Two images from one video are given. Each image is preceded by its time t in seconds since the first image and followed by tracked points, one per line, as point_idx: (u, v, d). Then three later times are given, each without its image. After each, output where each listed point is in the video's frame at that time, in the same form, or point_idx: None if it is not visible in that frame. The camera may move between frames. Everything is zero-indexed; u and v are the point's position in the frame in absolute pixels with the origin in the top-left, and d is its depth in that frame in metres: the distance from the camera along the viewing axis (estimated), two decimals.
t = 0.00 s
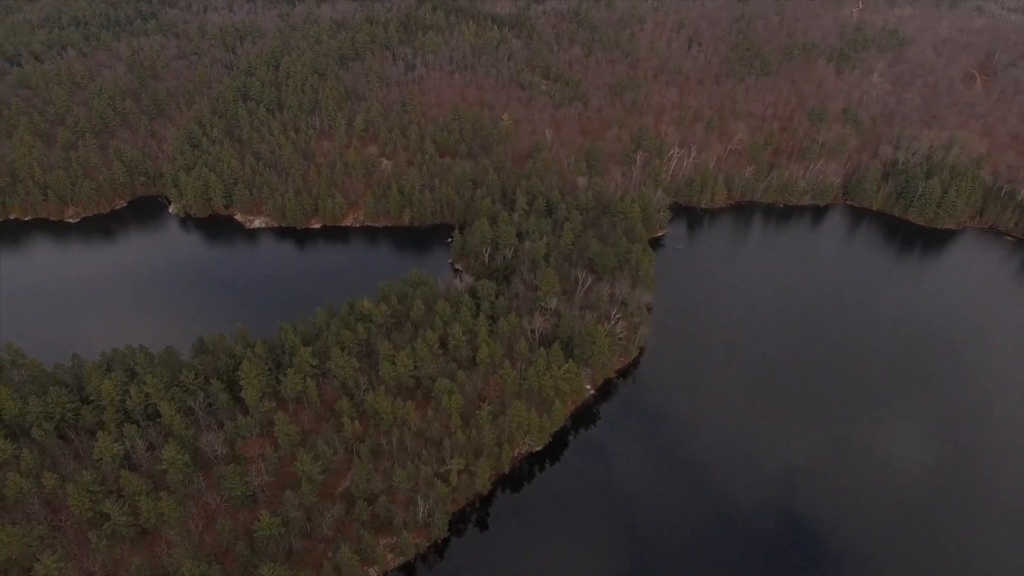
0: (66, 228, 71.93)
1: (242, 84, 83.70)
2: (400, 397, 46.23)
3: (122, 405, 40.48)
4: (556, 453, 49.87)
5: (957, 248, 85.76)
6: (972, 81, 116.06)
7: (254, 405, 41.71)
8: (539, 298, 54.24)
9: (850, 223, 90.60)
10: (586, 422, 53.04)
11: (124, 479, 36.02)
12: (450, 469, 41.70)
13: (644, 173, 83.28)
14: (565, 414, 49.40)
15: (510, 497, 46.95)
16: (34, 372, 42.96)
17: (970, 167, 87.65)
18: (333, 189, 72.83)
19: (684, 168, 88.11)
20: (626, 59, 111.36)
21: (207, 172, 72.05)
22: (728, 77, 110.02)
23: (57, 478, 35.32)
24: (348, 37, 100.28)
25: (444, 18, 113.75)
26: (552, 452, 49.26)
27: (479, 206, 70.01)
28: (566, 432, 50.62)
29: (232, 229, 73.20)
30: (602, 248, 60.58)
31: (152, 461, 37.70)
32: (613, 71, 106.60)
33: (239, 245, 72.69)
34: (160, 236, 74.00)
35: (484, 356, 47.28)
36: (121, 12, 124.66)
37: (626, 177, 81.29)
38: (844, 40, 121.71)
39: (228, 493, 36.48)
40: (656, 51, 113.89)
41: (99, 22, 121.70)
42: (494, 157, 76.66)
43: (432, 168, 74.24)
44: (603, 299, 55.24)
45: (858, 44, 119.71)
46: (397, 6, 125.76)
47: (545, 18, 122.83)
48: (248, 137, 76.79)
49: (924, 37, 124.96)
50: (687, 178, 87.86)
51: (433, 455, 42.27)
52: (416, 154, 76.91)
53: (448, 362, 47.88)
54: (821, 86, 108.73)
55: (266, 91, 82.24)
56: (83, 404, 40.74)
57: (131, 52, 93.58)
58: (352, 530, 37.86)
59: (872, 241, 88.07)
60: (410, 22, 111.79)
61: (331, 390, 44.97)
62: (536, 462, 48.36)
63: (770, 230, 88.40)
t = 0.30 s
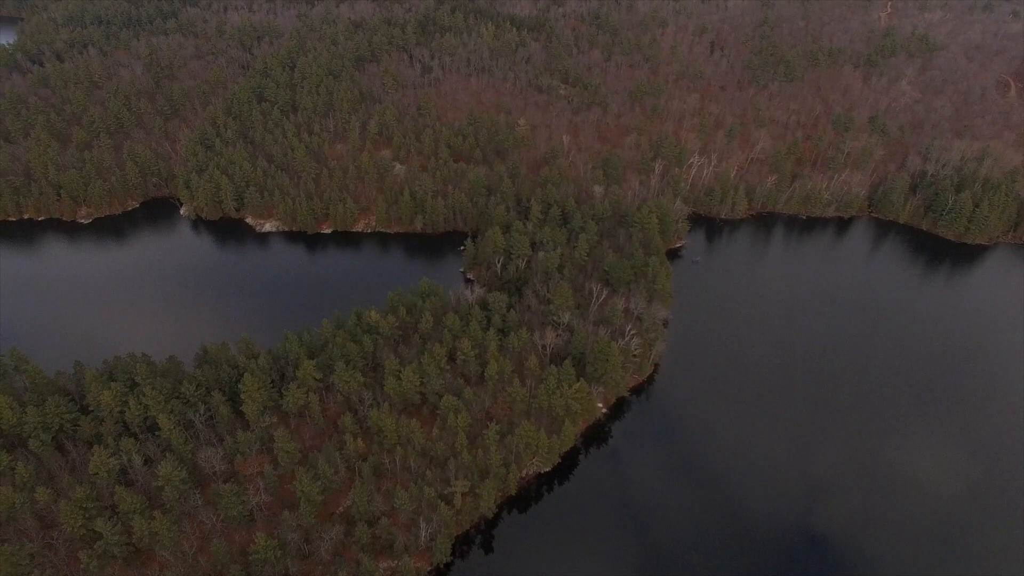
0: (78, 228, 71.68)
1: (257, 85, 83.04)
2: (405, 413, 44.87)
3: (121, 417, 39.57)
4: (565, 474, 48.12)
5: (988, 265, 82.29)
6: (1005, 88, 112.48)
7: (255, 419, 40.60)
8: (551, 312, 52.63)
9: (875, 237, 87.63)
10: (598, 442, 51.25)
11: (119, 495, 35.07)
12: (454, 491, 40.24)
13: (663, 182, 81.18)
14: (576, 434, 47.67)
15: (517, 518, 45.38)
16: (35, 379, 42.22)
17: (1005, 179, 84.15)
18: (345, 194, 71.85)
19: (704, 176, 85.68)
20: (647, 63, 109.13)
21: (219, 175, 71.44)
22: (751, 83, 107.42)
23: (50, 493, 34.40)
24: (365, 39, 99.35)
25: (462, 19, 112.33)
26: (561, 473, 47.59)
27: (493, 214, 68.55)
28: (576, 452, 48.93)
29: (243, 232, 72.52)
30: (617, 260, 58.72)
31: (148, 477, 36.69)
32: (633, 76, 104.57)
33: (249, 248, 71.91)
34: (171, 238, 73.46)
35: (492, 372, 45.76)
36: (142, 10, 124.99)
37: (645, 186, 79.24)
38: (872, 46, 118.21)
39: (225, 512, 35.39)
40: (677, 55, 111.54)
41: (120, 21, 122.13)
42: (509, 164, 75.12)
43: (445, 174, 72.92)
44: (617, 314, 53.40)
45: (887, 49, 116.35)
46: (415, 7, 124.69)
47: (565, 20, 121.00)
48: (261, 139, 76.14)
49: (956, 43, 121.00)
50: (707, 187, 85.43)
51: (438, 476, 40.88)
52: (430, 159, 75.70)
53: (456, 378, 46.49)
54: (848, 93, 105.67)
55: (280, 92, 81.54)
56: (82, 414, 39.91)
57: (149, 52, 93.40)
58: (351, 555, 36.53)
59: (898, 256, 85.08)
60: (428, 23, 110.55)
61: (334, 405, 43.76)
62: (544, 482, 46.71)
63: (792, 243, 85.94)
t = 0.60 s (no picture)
0: (84, 231, 71.09)
1: (266, 88, 82.11)
2: (406, 431, 43.45)
3: (114, 432, 38.50)
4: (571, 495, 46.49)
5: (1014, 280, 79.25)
6: None
7: (251, 436, 39.38)
8: (559, 327, 51.04)
9: (895, 250, 85.09)
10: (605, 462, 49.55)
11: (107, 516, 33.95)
12: (454, 515, 38.75)
13: (676, 190, 79.24)
14: (583, 455, 46.02)
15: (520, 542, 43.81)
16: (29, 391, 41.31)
17: None
18: (352, 200, 70.72)
19: (720, 185, 83.61)
20: (662, 67, 107.05)
21: (224, 179, 70.59)
22: (769, 88, 105.06)
23: (37, 513, 33.35)
24: (376, 41, 98.17)
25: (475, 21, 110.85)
26: (567, 495, 45.98)
27: (502, 222, 67.07)
28: (583, 472, 47.32)
29: (248, 236, 71.55)
30: (628, 274, 57.00)
31: (139, 497, 35.62)
32: (647, 81, 102.62)
33: (254, 253, 70.93)
34: (176, 242, 72.66)
35: (497, 391, 44.26)
36: (155, 11, 124.78)
37: (658, 195, 77.39)
38: (894, 51, 115.27)
39: (215, 536, 34.16)
40: (693, 60, 109.36)
41: (134, 21, 121.93)
42: (519, 170, 73.58)
43: (454, 181, 71.54)
44: (627, 330, 51.68)
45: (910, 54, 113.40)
46: (428, 8, 123.46)
47: (579, 23, 119.21)
48: (268, 143, 75.19)
49: (980, 48, 117.82)
50: (722, 197, 83.37)
51: (438, 499, 39.40)
52: (438, 165, 74.35)
53: (459, 396, 45.05)
54: (868, 100, 103.03)
55: (289, 95, 80.56)
56: (75, 428, 38.91)
57: (159, 53, 92.76)
58: None
59: (918, 270, 82.54)
60: (440, 25, 109.16)
61: (333, 422, 42.45)
62: (549, 504, 45.10)
63: (809, 255, 83.71)
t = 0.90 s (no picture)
0: (93, 233, 70.66)
1: (278, 89, 81.22)
2: (409, 450, 42.08)
3: (110, 446, 37.49)
4: (579, 517, 44.87)
5: None
6: None
7: (250, 454, 38.21)
8: (570, 343, 49.41)
9: (920, 263, 82.19)
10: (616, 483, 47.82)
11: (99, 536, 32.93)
12: (457, 541, 37.28)
13: (694, 199, 77.15)
14: (592, 476, 44.35)
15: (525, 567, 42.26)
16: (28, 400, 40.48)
17: None
18: (362, 206, 69.62)
19: (739, 195, 81.41)
20: (681, 71, 104.82)
21: (234, 183, 69.80)
22: (791, 94, 102.39)
23: (26, 532, 32.37)
24: (390, 42, 97.00)
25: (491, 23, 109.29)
26: (575, 517, 44.36)
27: (514, 231, 65.54)
28: (592, 493, 45.66)
29: (257, 240, 70.68)
30: (643, 288, 55.20)
31: (132, 516, 34.60)
32: (666, 86, 100.50)
33: (263, 257, 70.02)
34: (185, 245, 71.98)
35: (504, 410, 42.75)
36: (172, 10, 124.64)
37: (674, 204, 75.37)
38: (921, 56, 111.93)
39: (209, 560, 33.01)
40: (713, 64, 106.96)
41: (152, 20, 122.00)
42: (533, 177, 71.97)
43: (466, 187, 70.11)
44: (641, 347, 49.89)
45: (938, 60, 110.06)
46: (445, 9, 122.15)
47: (597, 26, 117.22)
48: (279, 146, 74.33)
49: (1012, 53, 114.19)
50: (741, 207, 81.15)
51: (440, 523, 37.94)
52: (451, 171, 72.99)
53: (465, 414, 43.60)
54: (894, 107, 100.05)
55: (301, 97, 79.62)
56: (72, 441, 38.00)
57: (173, 53, 92.31)
58: None
59: (944, 284, 79.54)
60: (456, 26, 107.69)
61: (335, 439, 41.19)
62: (557, 527, 43.48)
63: (830, 267, 81.20)
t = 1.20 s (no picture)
0: (110, 232, 70.60)
1: (298, 90, 80.59)
2: (416, 470, 40.79)
3: (110, 458, 36.58)
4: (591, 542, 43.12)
5: None
6: None
7: (252, 471, 37.06)
8: (585, 361, 47.75)
9: (955, 282, 78.62)
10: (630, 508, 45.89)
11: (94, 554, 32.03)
12: (461, 570, 35.82)
13: (719, 211, 74.93)
14: (606, 501, 42.53)
15: None
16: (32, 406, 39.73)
17: None
18: (378, 212, 68.66)
19: (765, 207, 78.97)
20: (708, 77, 102.31)
21: (249, 185, 69.22)
22: (822, 102, 99.29)
23: (20, 547, 31.52)
24: (412, 43, 95.95)
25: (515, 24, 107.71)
26: (586, 543, 42.61)
27: (531, 241, 64.00)
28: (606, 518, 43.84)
29: (272, 243, 69.98)
30: (663, 306, 53.28)
31: (130, 532, 33.74)
32: (691, 92, 98.13)
33: (277, 260, 69.22)
34: (200, 246, 71.59)
35: (515, 431, 41.22)
36: (198, 8, 125.18)
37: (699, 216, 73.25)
38: (959, 64, 107.92)
39: None
40: (741, 70, 104.26)
41: (178, 18, 122.57)
42: (552, 185, 70.31)
43: (484, 194, 68.71)
44: (658, 368, 47.94)
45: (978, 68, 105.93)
46: (469, 10, 120.92)
47: (622, 29, 115.02)
48: (296, 147, 73.69)
49: None
50: (767, 219, 78.58)
51: (445, 549, 36.52)
52: (469, 177, 71.69)
53: (475, 434, 42.15)
54: (930, 117, 96.44)
55: (320, 98, 78.86)
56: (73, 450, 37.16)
57: (196, 52, 92.25)
58: None
59: (979, 305, 76.07)
60: (479, 27, 106.30)
61: (340, 456, 40.06)
62: (567, 553, 41.76)
63: (859, 284, 78.19)
